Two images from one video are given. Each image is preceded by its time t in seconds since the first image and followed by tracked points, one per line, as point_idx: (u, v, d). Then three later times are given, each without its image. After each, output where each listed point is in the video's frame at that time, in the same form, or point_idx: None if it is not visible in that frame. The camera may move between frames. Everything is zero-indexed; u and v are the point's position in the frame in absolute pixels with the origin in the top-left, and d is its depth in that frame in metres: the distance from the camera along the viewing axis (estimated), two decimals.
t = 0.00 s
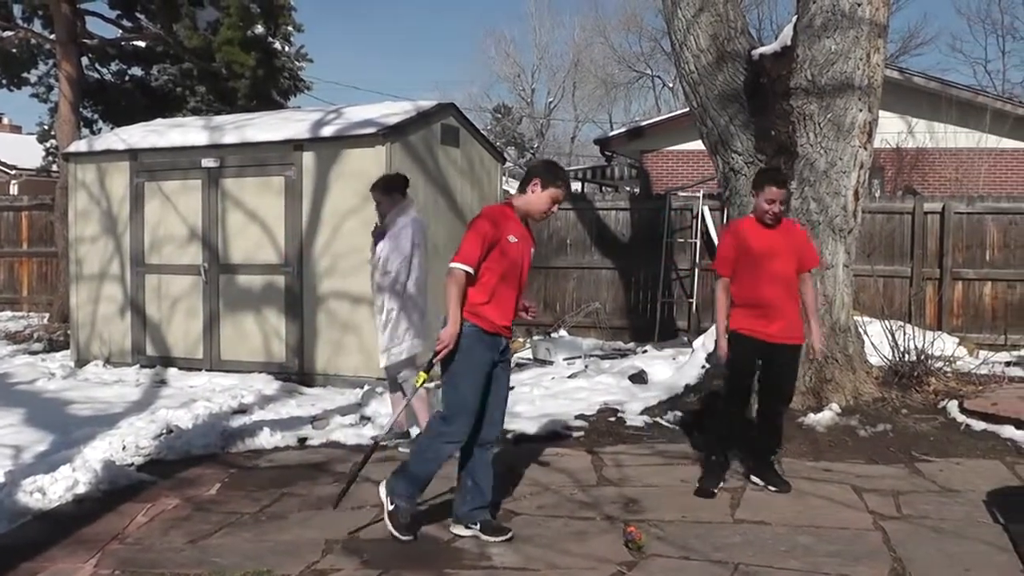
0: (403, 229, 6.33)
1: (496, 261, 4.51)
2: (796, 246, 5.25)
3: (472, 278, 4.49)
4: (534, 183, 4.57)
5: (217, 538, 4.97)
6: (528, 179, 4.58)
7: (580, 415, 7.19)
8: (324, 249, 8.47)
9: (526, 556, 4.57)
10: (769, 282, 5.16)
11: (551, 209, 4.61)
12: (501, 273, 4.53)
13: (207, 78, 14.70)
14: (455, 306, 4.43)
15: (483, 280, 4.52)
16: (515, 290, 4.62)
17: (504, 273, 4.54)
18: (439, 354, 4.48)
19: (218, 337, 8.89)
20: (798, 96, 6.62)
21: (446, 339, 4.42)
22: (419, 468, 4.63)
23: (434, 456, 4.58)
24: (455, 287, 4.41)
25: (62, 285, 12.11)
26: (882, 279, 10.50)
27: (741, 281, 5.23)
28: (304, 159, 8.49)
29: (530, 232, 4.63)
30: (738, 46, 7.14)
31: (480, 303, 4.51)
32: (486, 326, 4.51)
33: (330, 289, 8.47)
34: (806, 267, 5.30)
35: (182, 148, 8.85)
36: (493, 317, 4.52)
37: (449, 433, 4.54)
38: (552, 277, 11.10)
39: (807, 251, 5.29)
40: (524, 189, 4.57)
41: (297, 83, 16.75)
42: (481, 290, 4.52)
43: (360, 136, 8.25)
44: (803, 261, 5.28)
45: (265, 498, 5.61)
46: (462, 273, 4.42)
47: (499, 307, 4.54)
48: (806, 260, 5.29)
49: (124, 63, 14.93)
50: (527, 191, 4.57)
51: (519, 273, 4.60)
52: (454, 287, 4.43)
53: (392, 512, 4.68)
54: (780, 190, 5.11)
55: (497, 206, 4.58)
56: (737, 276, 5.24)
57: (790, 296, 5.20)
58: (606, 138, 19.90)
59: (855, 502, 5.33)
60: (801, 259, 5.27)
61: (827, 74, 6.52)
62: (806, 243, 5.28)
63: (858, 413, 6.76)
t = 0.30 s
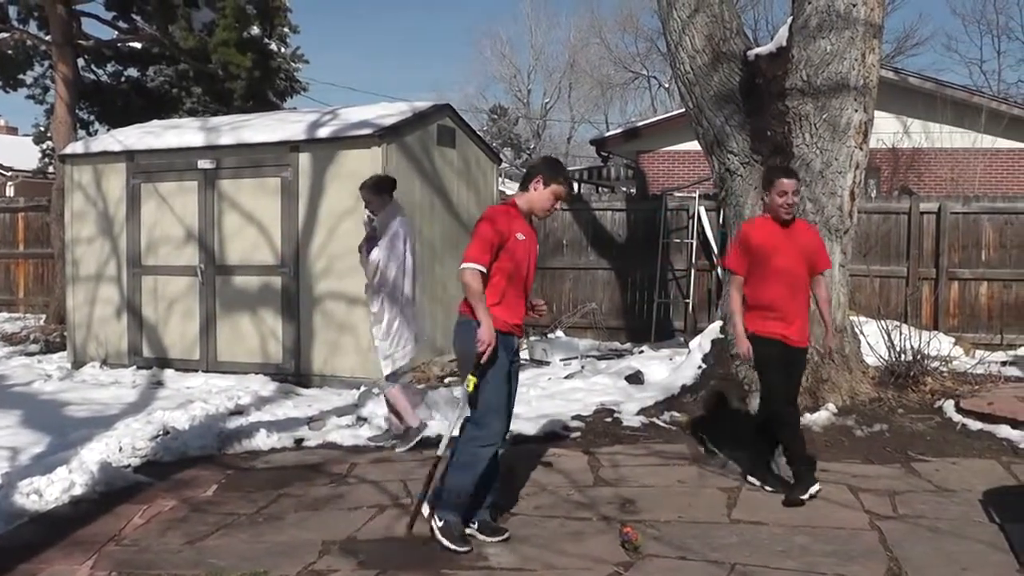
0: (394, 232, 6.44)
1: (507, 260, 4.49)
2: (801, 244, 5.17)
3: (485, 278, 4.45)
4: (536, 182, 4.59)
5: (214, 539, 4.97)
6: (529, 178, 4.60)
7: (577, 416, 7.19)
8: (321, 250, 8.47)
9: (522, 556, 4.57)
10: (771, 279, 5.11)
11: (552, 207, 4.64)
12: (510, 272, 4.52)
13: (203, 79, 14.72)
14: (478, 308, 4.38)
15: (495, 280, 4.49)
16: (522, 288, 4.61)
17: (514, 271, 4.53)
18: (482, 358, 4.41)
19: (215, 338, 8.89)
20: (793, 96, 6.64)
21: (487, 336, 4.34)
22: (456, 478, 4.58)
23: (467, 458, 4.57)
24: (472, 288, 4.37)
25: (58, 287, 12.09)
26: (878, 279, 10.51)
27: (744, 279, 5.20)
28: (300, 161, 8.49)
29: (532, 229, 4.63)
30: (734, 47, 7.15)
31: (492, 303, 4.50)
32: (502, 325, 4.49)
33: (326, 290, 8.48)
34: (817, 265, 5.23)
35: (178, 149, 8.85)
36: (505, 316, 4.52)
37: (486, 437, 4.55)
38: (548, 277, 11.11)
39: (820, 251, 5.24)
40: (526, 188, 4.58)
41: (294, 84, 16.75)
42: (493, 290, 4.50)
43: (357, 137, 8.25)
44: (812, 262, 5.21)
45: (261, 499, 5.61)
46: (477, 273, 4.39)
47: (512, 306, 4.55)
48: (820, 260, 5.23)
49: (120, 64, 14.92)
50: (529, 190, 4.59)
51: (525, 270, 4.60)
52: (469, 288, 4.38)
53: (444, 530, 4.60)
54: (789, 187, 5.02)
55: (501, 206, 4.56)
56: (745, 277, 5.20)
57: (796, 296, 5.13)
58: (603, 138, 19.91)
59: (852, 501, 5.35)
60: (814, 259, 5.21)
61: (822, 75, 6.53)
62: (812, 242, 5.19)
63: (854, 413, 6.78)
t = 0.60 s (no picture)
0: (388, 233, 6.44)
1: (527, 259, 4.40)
2: (808, 239, 5.12)
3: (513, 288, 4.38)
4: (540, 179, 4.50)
5: (211, 539, 4.97)
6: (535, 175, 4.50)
7: (573, 417, 7.19)
8: (317, 251, 8.46)
9: (519, 556, 4.57)
10: (780, 271, 5.10)
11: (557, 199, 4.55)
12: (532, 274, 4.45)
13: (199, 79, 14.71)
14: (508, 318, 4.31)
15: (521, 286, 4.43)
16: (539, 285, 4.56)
17: (534, 269, 4.45)
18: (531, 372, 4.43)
19: (212, 339, 8.88)
20: (790, 97, 6.64)
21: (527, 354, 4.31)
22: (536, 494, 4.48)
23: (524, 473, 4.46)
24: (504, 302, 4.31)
25: (55, 288, 12.08)
26: (875, 280, 10.53)
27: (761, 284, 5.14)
28: (297, 161, 8.50)
29: (542, 224, 4.52)
30: (730, 48, 7.16)
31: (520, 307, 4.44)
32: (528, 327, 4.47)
33: (322, 291, 8.47)
34: (832, 265, 5.20)
35: (174, 150, 8.85)
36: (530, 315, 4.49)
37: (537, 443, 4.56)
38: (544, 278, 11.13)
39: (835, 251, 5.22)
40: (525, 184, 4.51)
41: (290, 85, 16.78)
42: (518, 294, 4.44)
43: (352, 138, 8.25)
44: (827, 261, 5.17)
45: (257, 499, 5.61)
46: (507, 287, 4.33)
47: (532, 304, 4.49)
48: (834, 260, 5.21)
49: (116, 64, 14.92)
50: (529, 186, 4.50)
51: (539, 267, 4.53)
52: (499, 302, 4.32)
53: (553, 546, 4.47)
54: (791, 180, 5.02)
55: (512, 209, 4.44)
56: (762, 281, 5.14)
57: (812, 295, 5.08)
58: (599, 139, 19.93)
59: (848, 502, 5.35)
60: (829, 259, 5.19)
61: (818, 75, 6.52)
62: (824, 237, 5.14)
63: (851, 413, 6.78)
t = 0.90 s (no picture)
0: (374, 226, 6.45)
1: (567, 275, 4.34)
2: (813, 238, 4.97)
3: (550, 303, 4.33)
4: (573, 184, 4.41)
5: (206, 539, 4.96)
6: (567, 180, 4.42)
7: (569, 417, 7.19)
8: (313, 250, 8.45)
9: (514, 557, 4.57)
10: (782, 270, 5.02)
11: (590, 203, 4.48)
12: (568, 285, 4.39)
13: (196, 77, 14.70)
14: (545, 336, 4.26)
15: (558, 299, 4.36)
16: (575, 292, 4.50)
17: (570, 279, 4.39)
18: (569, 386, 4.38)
19: (207, 338, 8.87)
20: (787, 100, 6.64)
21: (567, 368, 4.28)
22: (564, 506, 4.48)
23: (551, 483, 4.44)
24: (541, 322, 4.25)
25: (49, 286, 12.05)
26: (870, 283, 10.54)
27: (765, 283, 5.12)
28: (293, 161, 8.49)
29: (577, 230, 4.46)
30: (727, 50, 7.16)
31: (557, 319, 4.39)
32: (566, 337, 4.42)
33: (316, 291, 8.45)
34: (847, 266, 4.98)
35: (171, 148, 8.83)
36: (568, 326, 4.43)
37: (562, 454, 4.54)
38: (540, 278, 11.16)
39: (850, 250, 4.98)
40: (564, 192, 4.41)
41: (287, 84, 16.80)
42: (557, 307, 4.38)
43: (348, 137, 8.24)
44: (839, 261, 4.97)
45: (252, 499, 5.60)
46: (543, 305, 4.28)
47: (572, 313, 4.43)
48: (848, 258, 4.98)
49: (112, 62, 14.90)
50: (565, 194, 4.41)
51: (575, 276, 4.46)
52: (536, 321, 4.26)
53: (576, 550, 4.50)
54: (791, 179, 4.88)
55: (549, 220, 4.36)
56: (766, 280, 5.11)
57: (818, 296, 4.95)
58: (595, 140, 19.94)
59: (842, 504, 5.36)
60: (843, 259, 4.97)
61: (815, 78, 6.52)
62: (831, 237, 4.97)
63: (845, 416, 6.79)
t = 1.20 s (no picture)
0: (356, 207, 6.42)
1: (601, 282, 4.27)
2: (817, 236, 4.92)
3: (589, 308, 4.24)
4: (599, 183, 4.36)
5: (199, 541, 4.95)
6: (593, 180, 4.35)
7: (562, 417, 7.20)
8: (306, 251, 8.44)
9: (508, 557, 4.56)
10: (788, 270, 5.02)
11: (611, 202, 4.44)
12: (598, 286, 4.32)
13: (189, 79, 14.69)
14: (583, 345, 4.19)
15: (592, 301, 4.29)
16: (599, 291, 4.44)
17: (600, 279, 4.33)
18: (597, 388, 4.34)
19: (200, 339, 8.85)
20: (779, 100, 6.65)
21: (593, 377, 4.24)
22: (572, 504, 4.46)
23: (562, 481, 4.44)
24: (582, 331, 4.16)
25: (42, 288, 12.01)
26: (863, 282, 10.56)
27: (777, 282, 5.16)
28: (286, 162, 8.47)
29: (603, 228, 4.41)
30: (720, 50, 7.16)
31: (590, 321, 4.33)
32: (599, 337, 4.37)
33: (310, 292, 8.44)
34: (856, 267, 4.84)
35: (163, 150, 8.81)
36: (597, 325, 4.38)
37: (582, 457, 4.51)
38: (534, 278, 11.20)
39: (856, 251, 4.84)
40: (592, 191, 4.33)
41: (279, 85, 16.78)
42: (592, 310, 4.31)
43: (340, 138, 8.22)
44: (845, 261, 4.86)
45: (245, 500, 5.59)
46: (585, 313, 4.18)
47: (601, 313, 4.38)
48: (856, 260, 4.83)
49: (104, 62, 14.86)
50: (592, 193, 4.35)
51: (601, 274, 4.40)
52: (576, 330, 4.17)
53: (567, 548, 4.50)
54: (797, 176, 4.83)
55: (581, 224, 4.27)
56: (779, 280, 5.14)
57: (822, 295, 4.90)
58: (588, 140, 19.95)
59: (835, 502, 5.37)
60: (849, 260, 4.85)
61: (808, 78, 6.54)
62: (834, 235, 4.88)
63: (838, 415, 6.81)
